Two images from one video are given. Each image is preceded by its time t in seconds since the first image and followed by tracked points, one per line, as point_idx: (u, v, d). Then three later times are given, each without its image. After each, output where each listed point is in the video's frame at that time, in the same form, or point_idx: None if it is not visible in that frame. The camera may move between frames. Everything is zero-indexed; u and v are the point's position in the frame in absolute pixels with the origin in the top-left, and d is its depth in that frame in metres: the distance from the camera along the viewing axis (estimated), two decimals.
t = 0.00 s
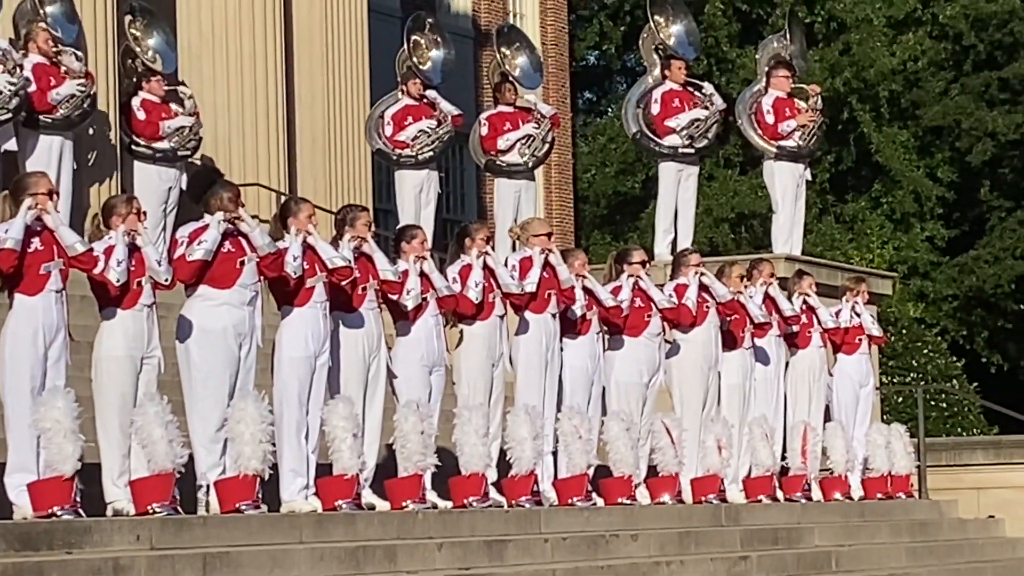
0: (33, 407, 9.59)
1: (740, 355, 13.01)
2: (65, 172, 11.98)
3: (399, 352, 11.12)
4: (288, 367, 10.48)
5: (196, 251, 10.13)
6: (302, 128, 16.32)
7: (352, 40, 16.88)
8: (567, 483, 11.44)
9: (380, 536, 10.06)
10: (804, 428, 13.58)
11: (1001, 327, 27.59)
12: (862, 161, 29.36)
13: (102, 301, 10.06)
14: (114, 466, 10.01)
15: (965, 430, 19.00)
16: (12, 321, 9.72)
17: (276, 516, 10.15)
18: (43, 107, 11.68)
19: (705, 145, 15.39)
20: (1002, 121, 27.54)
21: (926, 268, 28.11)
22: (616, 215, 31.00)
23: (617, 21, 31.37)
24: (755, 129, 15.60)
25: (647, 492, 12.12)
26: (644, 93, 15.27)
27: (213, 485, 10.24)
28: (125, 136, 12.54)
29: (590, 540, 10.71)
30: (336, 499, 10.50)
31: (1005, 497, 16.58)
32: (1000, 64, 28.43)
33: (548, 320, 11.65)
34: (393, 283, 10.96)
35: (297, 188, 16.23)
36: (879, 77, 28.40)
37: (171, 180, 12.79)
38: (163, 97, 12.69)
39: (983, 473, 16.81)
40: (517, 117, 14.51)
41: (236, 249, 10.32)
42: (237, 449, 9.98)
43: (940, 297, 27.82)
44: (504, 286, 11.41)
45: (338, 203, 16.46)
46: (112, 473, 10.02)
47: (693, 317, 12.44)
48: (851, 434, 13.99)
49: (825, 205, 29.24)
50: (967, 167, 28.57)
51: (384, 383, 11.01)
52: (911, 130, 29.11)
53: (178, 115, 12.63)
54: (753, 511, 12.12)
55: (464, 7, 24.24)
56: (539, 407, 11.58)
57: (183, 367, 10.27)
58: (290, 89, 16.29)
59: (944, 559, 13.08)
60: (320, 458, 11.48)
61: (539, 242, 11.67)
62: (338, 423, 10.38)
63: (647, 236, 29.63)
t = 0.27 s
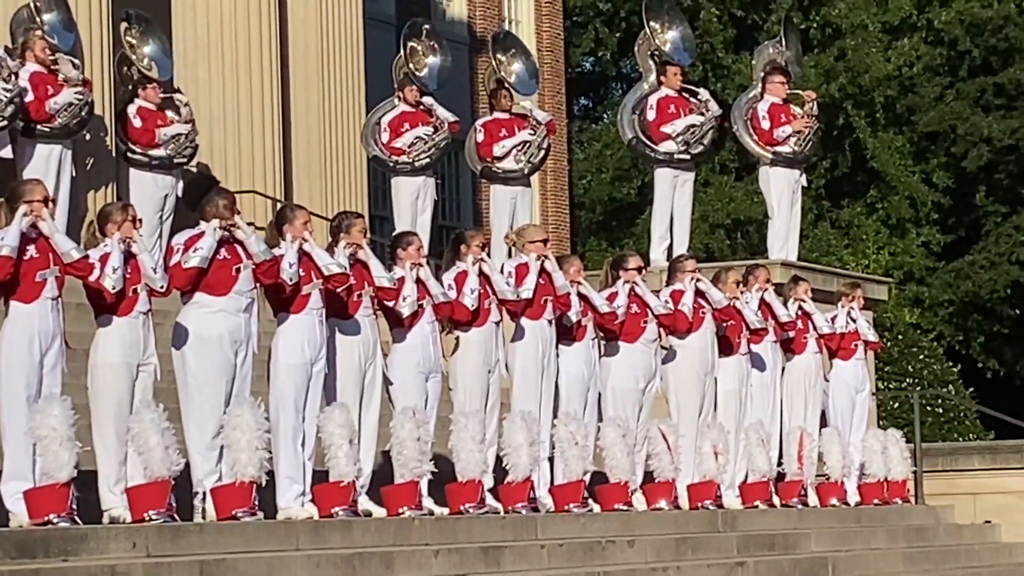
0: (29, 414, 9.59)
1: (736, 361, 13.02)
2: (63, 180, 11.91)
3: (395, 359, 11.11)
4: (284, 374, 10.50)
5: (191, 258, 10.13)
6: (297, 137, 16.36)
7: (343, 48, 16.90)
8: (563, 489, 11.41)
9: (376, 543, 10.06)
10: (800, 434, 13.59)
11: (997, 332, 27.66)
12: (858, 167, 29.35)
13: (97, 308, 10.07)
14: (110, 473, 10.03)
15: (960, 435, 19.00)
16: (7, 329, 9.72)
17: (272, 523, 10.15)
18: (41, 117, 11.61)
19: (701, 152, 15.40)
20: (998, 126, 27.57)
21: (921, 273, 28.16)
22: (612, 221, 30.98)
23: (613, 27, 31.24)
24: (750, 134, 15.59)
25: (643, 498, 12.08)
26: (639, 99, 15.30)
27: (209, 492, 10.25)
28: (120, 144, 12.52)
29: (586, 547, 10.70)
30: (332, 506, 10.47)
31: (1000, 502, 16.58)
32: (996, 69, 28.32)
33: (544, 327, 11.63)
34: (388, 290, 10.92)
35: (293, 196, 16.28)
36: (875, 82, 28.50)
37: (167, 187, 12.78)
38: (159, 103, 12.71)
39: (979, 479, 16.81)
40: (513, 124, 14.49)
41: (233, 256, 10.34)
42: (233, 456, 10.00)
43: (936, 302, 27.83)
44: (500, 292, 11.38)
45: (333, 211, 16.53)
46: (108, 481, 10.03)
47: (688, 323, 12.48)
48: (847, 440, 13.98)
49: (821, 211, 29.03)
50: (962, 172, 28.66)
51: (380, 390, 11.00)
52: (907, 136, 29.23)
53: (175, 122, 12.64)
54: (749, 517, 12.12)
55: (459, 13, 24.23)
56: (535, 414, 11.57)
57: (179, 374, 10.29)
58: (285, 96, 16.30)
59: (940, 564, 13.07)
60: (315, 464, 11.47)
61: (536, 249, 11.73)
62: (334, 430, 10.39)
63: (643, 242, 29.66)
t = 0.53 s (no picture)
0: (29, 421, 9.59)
1: (735, 366, 13.00)
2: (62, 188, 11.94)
3: (395, 365, 11.10)
4: (283, 381, 10.49)
5: (190, 265, 10.14)
6: (296, 144, 16.36)
7: (343, 54, 16.91)
8: (563, 495, 11.40)
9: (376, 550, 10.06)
10: (800, 439, 13.60)
11: (997, 338, 27.69)
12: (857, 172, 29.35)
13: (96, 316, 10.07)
14: (110, 480, 10.01)
15: (960, 440, 18.98)
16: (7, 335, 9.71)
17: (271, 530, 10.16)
18: (40, 125, 11.61)
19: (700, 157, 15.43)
20: (995, 131, 27.69)
21: (921, 278, 28.10)
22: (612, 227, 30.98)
23: (612, 33, 31.19)
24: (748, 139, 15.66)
25: (643, 504, 12.08)
26: (639, 105, 15.30)
27: (208, 499, 10.23)
28: (120, 151, 12.52)
29: (586, 552, 10.70)
30: (332, 513, 10.48)
31: (1001, 507, 16.56)
32: (994, 73, 28.63)
33: (543, 333, 11.62)
34: (386, 296, 10.93)
35: (292, 203, 16.25)
36: (873, 87, 28.42)
37: (166, 195, 12.79)
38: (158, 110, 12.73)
39: (979, 484, 16.79)
40: (513, 130, 14.54)
41: (232, 262, 10.35)
42: (233, 463, 9.99)
43: (936, 307, 27.81)
44: (499, 298, 11.38)
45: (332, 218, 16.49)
46: (108, 488, 10.01)
47: (688, 329, 12.45)
48: (846, 445, 13.97)
49: (820, 216, 29.18)
50: (961, 178, 28.63)
51: (379, 396, 10.99)
52: (905, 142, 29.16)
53: (174, 129, 12.66)
54: (749, 523, 12.10)
55: (458, 19, 24.30)
56: (535, 420, 11.57)
57: (178, 381, 10.28)
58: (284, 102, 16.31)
59: (940, 569, 13.06)
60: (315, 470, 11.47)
61: (536, 254, 11.73)
62: (334, 437, 10.40)
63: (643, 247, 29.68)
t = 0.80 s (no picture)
0: (31, 427, 9.60)
1: (738, 371, 13.01)
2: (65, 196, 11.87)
3: (398, 369, 11.10)
4: (286, 386, 10.49)
5: (193, 273, 10.14)
6: (298, 148, 16.36)
7: (344, 57, 16.91)
8: (567, 500, 11.38)
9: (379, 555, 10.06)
10: (803, 444, 13.59)
11: (1000, 340, 28.45)
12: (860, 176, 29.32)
13: (98, 322, 10.10)
14: (113, 486, 10.08)
15: (963, 444, 19.02)
16: (9, 342, 9.73)
17: (275, 535, 10.14)
18: (43, 131, 11.50)
19: (702, 162, 15.38)
20: (999, 135, 28.52)
21: (925, 282, 28.46)
22: (614, 232, 30.99)
23: (614, 38, 31.00)
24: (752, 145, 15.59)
25: (646, 509, 12.03)
26: (641, 110, 15.26)
27: (212, 505, 10.24)
28: (122, 156, 12.55)
29: (589, 558, 10.69)
30: (336, 518, 10.47)
31: (1005, 511, 16.56)
32: (997, 78, 29.44)
33: (546, 338, 11.62)
34: (388, 303, 10.93)
35: (294, 208, 16.29)
36: (875, 92, 27.95)
37: (169, 201, 12.76)
38: (161, 116, 12.70)
39: (983, 488, 16.79)
40: (516, 134, 14.48)
41: (235, 269, 10.34)
42: (236, 469, 9.98)
43: (939, 311, 28.42)
44: (502, 304, 11.39)
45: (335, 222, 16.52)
46: (111, 494, 10.09)
47: (691, 333, 12.47)
48: (850, 450, 13.95)
49: (823, 221, 28.76)
50: (964, 182, 29.20)
51: (382, 402, 11.00)
52: (909, 146, 29.40)
53: (175, 135, 12.60)
54: (753, 527, 12.09)
55: (461, 25, 24.44)
56: (538, 425, 11.55)
57: (181, 387, 10.30)
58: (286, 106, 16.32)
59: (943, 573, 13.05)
60: (319, 476, 11.45)
61: (539, 260, 11.71)
62: (337, 442, 10.37)
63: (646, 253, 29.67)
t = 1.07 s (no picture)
0: (38, 435, 9.60)
1: (746, 376, 12.99)
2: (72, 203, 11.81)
3: (404, 375, 11.06)
4: (292, 392, 10.47)
5: (202, 265, 10.11)
6: (304, 152, 16.39)
7: (351, 61, 16.89)
8: (574, 506, 11.37)
9: (387, 562, 10.05)
10: (811, 449, 13.57)
11: (1009, 345, 28.44)
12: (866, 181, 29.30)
13: (105, 329, 10.09)
14: (121, 493, 10.04)
15: (971, 449, 18.97)
16: (17, 349, 9.71)
17: (283, 541, 10.13)
18: (51, 138, 11.49)
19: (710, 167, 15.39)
20: (1005, 139, 28.41)
21: (932, 287, 28.22)
22: (621, 237, 31.01)
23: (620, 43, 31.21)
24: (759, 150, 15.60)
25: (654, 514, 12.09)
26: (647, 116, 15.29)
27: (220, 511, 10.25)
28: (129, 164, 12.52)
29: (598, 563, 10.68)
30: (343, 524, 10.48)
31: (1012, 516, 16.48)
32: (1004, 82, 29.41)
33: (553, 344, 11.62)
34: (395, 306, 10.89)
35: (301, 214, 16.30)
36: (882, 96, 27.99)
37: (175, 208, 12.79)
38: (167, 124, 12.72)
39: (990, 492, 16.76)
40: (521, 141, 14.47)
41: (241, 273, 10.31)
42: (244, 475, 9.99)
43: (947, 316, 28.21)
44: (509, 310, 11.37)
45: (342, 228, 16.50)
46: (119, 501, 10.03)
47: (697, 338, 12.46)
48: (858, 455, 13.95)
49: (830, 225, 28.76)
50: (971, 186, 28.94)
51: (389, 408, 10.99)
52: (915, 151, 29.28)
53: (182, 142, 12.62)
54: (761, 532, 12.09)
55: (467, 31, 24.34)
56: (545, 431, 11.54)
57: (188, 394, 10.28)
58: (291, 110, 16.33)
59: None
60: (326, 482, 11.45)
61: (546, 266, 11.71)
62: (345, 449, 10.41)
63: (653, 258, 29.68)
